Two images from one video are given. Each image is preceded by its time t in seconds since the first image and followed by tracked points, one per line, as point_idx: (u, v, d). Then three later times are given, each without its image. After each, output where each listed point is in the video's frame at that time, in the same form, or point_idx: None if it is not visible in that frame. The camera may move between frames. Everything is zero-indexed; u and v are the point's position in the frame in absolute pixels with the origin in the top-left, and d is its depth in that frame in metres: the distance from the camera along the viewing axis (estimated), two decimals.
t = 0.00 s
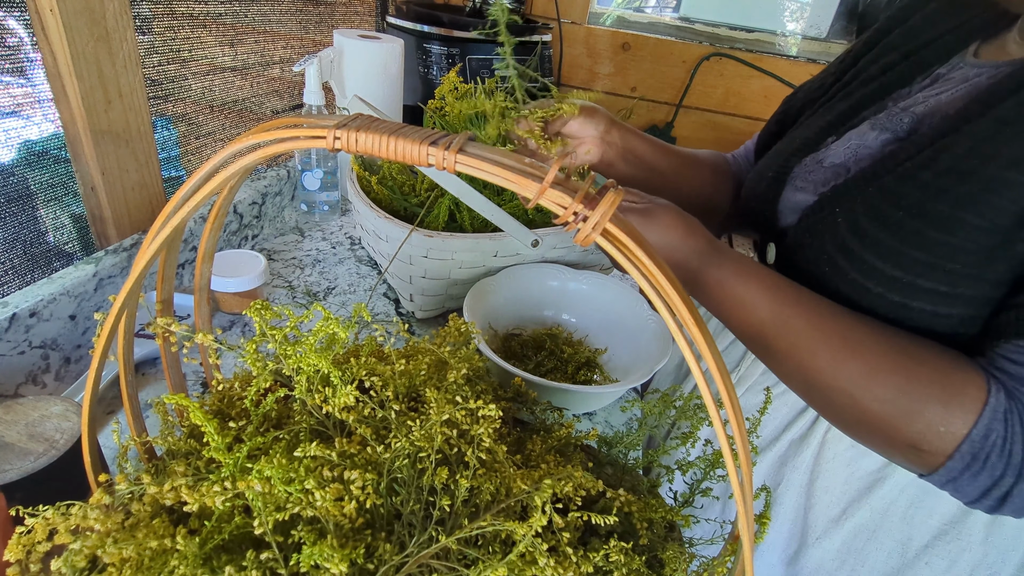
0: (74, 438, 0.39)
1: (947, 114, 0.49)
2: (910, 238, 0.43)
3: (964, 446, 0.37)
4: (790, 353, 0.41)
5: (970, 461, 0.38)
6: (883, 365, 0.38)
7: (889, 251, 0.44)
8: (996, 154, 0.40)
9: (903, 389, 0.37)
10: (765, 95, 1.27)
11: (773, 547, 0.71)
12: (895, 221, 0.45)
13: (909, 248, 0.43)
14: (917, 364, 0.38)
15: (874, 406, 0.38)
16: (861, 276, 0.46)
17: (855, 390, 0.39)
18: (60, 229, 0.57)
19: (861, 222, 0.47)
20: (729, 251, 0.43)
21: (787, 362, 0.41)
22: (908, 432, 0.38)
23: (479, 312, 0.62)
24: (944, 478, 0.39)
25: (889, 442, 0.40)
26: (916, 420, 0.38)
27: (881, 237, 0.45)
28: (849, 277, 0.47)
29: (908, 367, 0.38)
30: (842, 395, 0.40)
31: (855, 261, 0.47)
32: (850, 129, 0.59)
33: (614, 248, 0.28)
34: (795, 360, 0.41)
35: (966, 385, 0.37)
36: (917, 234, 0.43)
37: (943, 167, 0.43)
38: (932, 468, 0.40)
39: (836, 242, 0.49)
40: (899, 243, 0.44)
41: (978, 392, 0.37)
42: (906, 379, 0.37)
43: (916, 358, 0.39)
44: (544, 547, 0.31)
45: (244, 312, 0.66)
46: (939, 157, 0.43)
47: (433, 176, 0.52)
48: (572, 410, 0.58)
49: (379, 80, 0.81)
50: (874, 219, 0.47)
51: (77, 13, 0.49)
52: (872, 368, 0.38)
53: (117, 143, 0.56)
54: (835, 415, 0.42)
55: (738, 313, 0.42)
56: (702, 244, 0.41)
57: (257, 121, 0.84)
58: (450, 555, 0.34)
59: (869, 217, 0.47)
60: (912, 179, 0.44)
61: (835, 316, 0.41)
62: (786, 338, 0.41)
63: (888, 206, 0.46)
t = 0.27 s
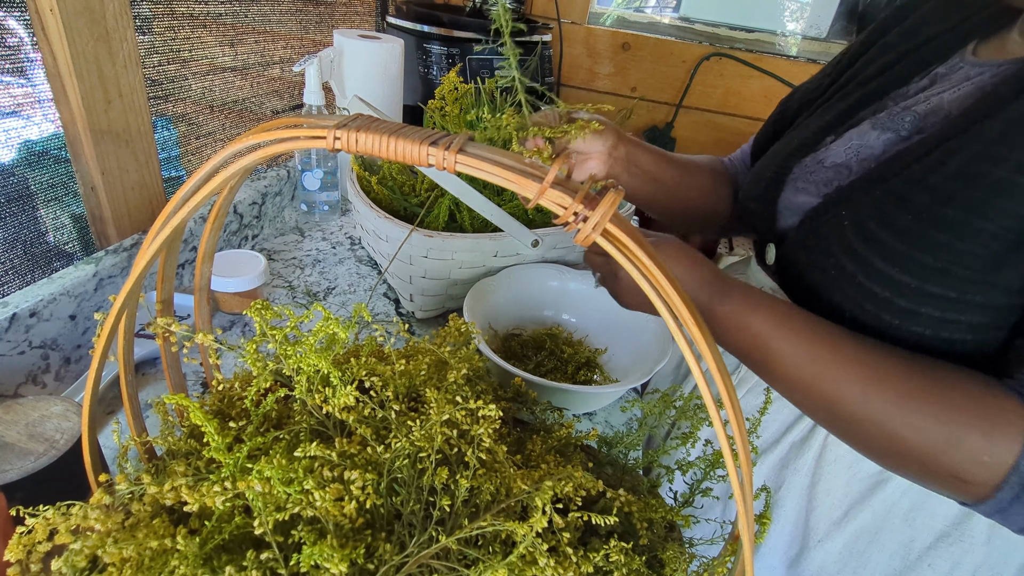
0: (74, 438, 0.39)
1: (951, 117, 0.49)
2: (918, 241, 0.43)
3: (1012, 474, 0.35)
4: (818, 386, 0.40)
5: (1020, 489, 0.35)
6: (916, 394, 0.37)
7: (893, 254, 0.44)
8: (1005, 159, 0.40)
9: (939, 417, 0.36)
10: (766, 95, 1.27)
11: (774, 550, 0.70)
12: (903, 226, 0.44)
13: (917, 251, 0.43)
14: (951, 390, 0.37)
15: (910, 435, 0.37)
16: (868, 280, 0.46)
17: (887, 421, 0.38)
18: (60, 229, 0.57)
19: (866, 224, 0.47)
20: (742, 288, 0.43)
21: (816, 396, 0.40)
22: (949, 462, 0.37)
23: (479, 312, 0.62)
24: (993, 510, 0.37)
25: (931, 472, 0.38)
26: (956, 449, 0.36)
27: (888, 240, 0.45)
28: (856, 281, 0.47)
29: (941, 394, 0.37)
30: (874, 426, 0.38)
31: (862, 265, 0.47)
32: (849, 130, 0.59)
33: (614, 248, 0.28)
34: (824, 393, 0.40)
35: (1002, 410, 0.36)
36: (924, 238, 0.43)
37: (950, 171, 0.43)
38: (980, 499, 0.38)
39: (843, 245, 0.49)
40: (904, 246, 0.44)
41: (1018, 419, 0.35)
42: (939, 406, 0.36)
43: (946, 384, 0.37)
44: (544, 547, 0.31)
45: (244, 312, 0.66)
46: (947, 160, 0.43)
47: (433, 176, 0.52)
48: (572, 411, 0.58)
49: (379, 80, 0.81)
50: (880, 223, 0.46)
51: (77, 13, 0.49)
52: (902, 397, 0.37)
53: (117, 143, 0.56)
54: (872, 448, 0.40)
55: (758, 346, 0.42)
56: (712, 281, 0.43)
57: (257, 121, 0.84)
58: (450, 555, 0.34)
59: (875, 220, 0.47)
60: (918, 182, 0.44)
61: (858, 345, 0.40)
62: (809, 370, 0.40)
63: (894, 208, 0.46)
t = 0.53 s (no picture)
0: (73, 438, 0.39)
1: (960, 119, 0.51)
2: (930, 248, 0.43)
3: None
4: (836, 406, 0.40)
5: None
6: (931, 409, 0.37)
7: (903, 257, 0.45)
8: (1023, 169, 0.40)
9: (953, 429, 0.36)
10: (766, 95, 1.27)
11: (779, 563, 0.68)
12: (918, 234, 0.44)
13: (930, 259, 0.43)
14: (965, 401, 0.37)
15: (927, 450, 0.37)
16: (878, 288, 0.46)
17: (902, 436, 0.38)
18: (59, 229, 0.57)
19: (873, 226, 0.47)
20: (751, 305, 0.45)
21: (836, 415, 0.41)
22: (967, 476, 0.36)
23: (479, 312, 0.62)
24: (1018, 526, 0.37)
25: (955, 489, 0.37)
26: (972, 462, 0.36)
27: (896, 244, 0.45)
28: (862, 283, 0.47)
29: (955, 407, 0.37)
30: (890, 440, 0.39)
31: (872, 270, 0.47)
32: (860, 131, 0.59)
33: (614, 249, 0.28)
34: (842, 412, 0.40)
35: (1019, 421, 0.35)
36: (938, 246, 0.43)
37: (965, 177, 0.43)
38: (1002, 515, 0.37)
39: (849, 243, 0.49)
40: (913, 249, 0.44)
41: None
42: (951, 417, 0.37)
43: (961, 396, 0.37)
44: (544, 547, 0.31)
45: (244, 312, 0.66)
46: (962, 166, 0.43)
47: (432, 176, 0.52)
48: (572, 411, 0.58)
49: (379, 80, 0.81)
50: (889, 226, 0.46)
51: (77, 13, 0.49)
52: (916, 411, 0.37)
53: (117, 143, 0.56)
54: (894, 466, 0.40)
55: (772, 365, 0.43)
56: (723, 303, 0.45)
57: (257, 121, 0.84)
58: (450, 555, 0.34)
59: (883, 222, 0.47)
60: (931, 190, 0.45)
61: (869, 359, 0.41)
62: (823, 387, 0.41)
63: (904, 212, 0.46)
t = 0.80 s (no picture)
0: (73, 438, 0.39)
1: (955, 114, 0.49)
2: (925, 235, 0.43)
3: (997, 436, 0.34)
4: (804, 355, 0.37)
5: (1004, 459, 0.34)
6: (906, 359, 0.35)
7: (904, 248, 0.44)
8: (1012, 153, 0.39)
9: (930, 385, 0.34)
10: (766, 95, 1.27)
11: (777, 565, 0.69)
12: (909, 220, 0.44)
13: (923, 244, 0.43)
14: (941, 356, 0.35)
15: (899, 403, 0.35)
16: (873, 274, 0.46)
17: (877, 392, 0.35)
18: (59, 229, 0.57)
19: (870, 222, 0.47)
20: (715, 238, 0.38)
21: (797, 362, 0.37)
22: (934, 432, 0.35)
23: (479, 312, 0.62)
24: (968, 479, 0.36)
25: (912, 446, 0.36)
26: (942, 419, 0.35)
27: (892, 236, 0.45)
28: (860, 281, 0.47)
29: (932, 361, 0.35)
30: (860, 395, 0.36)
31: (868, 261, 0.47)
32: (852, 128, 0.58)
33: (615, 250, 0.28)
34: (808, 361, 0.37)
35: (996, 379, 0.34)
36: (932, 231, 0.43)
37: (956, 164, 0.42)
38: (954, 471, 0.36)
39: (846, 238, 0.49)
40: (907, 238, 0.44)
41: (1006, 380, 0.34)
42: (929, 372, 0.35)
43: (938, 351, 0.36)
44: (544, 547, 0.31)
45: (244, 312, 0.66)
46: (952, 154, 0.43)
47: (432, 176, 0.52)
48: (572, 411, 0.58)
49: (379, 80, 0.81)
50: (884, 216, 0.46)
51: (78, 14, 0.49)
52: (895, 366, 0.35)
53: (117, 143, 0.56)
54: (848, 421, 0.38)
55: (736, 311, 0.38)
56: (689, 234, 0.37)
57: (257, 121, 0.84)
58: (450, 554, 0.34)
59: (878, 214, 0.47)
60: (922, 176, 0.44)
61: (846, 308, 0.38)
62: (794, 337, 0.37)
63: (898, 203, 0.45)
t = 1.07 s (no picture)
0: (74, 438, 0.39)
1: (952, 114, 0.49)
2: (915, 235, 0.43)
3: (945, 417, 0.36)
4: (769, 333, 0.38)
5: (950, 435, 0.36)
6: (866, 342, 0.36)
7: (895, 251, 0.44)
8: (1005, 150, 0.39)
9: (886, 364, 0.36)
10: (766, 95, 1.27)
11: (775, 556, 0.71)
12: (903, 220, 0.44)
13: (917, 244, 0.43)
14: (898, 340, 0.37)
15: (856, 382, 0.36)
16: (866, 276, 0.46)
17: (838, 369, 0.36)
18: (59, 229, 0.57)
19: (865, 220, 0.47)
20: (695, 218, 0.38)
21: (763, 337, 0.39)
22: (891, 410, 0.36)
23: (479, 312, 0.62)
24: (921, 457, 0.38)
25: (869, 424, 0.37)
26: (899, 398, 0.36)
27: (887, 236, 0.45)
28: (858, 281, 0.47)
29: (887, 342, 0.36)
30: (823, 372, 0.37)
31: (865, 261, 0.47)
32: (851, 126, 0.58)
33: (616, 250, 0.28)
34: (774, 339, 0.38)
35: (949, 363, 0.36)
36: (923, 232, 0.42)
37: (949, 162, 0.42)
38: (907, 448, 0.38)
39: (841, 241, 0.49)
40: (902, 239, 0.44)
41: (960, 365, 0.36)
42: (885, 352, 0.36)
43: (898, 335, 0.37)
44: (544, 547, 0.31)
45: (244, 312, 0.66)
46: (944, 153, 0.43)
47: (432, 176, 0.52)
48: (572, 411, 0.58)
49: (379, 80, 0.81)
50: (877, 216, 0.46)
51: (77, 14, 0.49)
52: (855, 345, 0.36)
53: (117, 143, 0.56)
54: (810, 399, 0.39)
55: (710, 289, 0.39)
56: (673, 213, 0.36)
57: (257, 121, 0.84)
58: (449, 553, 0.34)
59: (872, 214, 0.47)
60: (917, 176, 0.44)
61: (811, 291, 0.39)
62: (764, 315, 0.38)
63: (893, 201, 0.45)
